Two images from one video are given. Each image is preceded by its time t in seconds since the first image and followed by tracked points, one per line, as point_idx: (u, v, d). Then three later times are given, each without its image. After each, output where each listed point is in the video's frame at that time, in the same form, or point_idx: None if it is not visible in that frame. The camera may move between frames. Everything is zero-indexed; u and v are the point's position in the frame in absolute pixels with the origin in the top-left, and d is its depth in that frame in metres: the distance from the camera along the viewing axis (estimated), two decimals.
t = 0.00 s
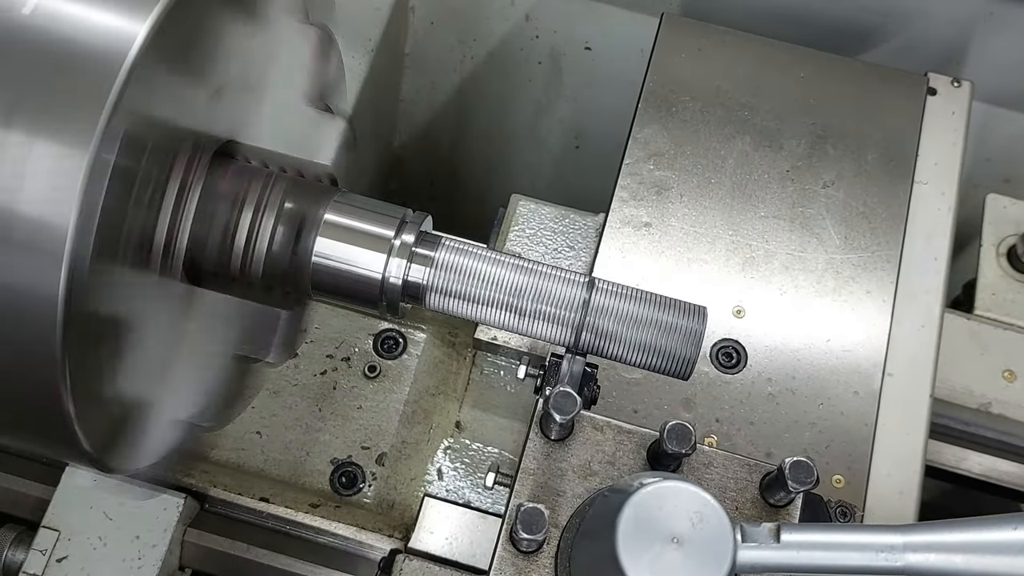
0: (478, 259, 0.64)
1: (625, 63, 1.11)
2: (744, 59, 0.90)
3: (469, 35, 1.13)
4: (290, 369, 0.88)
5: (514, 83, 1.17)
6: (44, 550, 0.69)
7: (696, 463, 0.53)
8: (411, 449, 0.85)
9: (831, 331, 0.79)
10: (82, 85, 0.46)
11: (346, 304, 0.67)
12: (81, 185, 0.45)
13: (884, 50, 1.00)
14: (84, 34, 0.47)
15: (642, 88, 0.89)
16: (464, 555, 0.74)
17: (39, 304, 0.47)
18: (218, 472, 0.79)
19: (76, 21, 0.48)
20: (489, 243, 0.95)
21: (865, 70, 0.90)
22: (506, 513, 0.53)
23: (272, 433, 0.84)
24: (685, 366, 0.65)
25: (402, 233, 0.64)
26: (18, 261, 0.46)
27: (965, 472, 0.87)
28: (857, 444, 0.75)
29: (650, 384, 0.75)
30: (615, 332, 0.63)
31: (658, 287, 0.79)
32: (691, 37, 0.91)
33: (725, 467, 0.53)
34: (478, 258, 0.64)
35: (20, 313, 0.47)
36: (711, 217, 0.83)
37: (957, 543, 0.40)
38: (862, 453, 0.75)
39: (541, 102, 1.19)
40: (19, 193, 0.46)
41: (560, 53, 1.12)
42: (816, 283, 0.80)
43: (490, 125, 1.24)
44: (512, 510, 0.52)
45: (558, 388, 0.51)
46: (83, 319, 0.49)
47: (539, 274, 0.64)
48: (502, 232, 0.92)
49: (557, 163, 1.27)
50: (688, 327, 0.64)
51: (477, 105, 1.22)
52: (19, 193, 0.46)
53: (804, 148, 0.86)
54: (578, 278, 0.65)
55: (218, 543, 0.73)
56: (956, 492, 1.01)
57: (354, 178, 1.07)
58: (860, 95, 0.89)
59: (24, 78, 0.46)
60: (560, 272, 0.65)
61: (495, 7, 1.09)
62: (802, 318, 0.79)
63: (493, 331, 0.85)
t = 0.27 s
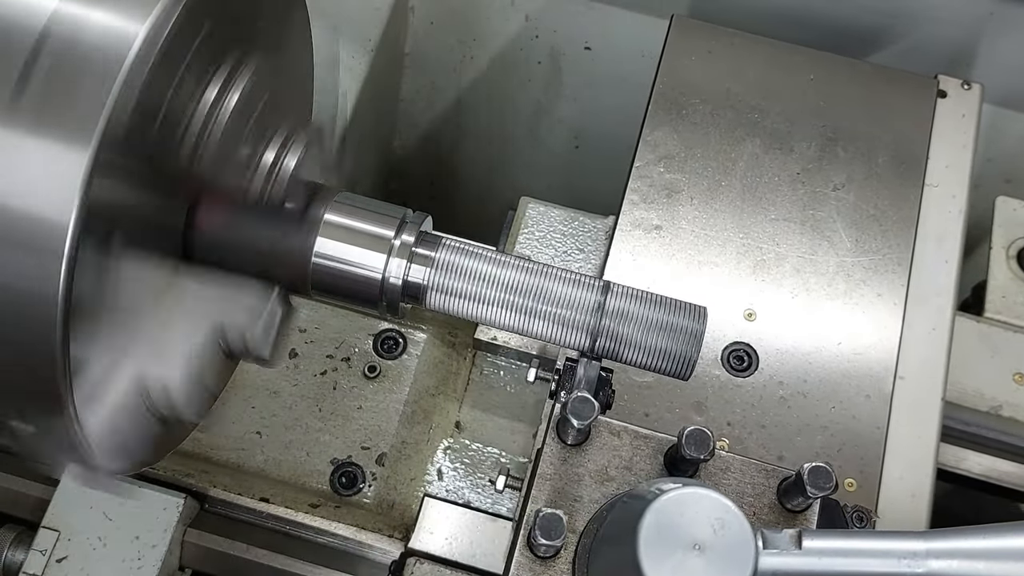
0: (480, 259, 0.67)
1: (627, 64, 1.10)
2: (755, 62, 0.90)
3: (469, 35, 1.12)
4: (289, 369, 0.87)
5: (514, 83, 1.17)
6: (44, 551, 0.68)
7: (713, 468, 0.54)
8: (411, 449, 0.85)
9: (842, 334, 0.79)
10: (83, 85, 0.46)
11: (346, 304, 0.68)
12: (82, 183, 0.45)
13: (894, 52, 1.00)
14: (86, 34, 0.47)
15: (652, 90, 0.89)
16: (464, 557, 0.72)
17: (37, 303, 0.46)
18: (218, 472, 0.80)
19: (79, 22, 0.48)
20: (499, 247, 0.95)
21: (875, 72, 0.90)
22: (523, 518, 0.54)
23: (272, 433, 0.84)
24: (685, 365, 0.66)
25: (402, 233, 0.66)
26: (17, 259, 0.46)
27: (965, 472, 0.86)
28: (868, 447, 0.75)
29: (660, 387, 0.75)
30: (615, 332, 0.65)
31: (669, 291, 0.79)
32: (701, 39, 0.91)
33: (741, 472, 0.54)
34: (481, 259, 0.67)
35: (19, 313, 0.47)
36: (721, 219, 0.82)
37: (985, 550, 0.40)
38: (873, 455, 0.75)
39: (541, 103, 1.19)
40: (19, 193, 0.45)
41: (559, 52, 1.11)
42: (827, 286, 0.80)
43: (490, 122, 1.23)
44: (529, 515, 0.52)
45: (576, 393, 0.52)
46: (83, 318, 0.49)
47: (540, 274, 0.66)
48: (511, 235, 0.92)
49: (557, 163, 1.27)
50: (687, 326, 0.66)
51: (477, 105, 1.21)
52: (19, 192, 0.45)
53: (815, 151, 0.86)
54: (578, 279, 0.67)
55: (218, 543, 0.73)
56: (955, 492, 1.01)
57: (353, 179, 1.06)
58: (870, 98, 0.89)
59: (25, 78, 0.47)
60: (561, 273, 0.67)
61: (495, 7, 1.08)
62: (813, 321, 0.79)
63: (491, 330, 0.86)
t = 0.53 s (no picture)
0: (479, 259, 0.65)
1: (625, 63, 1.10)
2: (766, 64, 0.90)
3: (468, 34, 1.12)
4: (289, 370, 0.87)
5: (513, 82, 1.17)
6: (43, 551, 0.70)
7: (731, 472, 0.54)
8: (411, 449, 0.85)
9: (853, 337, 0.79)
10: (83, 88, 0.46)
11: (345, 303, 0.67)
12: (81, 185, 0.45)
13: (905, 54, 1.00)
14: (87, 36, 0.47)
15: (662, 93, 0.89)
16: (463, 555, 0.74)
17: (37, 304, 0.47)
18: (220, 473, 0.79)
19: (79, 25, 0.48)
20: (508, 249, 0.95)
21: (885, 76, 0.90)
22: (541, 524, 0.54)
23: (271, 433, 0.83)
24: (684, 365, 0.66)
25: (402, 232, 0.65)
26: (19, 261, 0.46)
27: (965, 472, 0.83)
28: (880, 449, 0.75)
29: (672, 390, 0.75)
30: (615, 333, 0.64)
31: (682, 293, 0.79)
32: (711, 42, 0.91)
33: (759, 478, 0.54)
34: (480, 259, 0.65)
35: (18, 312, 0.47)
36: (732, 222, 0.82)
37: (1005, 556, 0.41)
38: (885, 458, 0.75)
39: (540, 103, 1.19)
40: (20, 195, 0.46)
41: (556, 50, 1.11)
42: (838, 289, 0.80)
43: (490, 123, 1.24)
44: (547, 523, 0.52)
45: (594, 398, 0.52)
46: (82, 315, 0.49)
47: (539, 274, 0.65)
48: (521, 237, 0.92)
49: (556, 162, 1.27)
50: (686, 326, 0.65)
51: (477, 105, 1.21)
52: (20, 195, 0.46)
53: (826, 154, 0.86)
54: (577, 279, 0.66)
55: (217, 543, 0.74)
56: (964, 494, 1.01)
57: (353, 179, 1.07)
58: (881, 101, 0.89)
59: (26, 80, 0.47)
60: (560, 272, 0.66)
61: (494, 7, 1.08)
62: (825, 323, 0.79)
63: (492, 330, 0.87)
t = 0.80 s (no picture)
0: (478, 259, 0.65)
1: (625, 62, 1.09)
2: (777, 67, 0.90)
3: (470, 33, 1.11)
4: (289, 370, 0.87)
5: (515, 83, 1.16)
6: (43, 551, 0.69)
7: (747, 478, 0.54)
8: (411, 448, 0.85)
9: (864, 340, 0.79)
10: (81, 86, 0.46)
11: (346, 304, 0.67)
12: (81, 185, 0.45)
13: (915, 55, 0.99)
14: (85, 36, 0.47)
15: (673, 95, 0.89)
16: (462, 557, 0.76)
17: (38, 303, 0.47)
18: (220, 473, 0.79)
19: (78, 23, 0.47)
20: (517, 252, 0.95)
21: (895, 78, 0.90)
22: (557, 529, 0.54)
23: (271, 433, 0.83)
24: (685, 365, 0.65)
25: (402, 232, 0.64)
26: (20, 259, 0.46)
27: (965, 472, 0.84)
28: (892, 453, 0.75)
29: (685, 394, 0.75)
30: (614, 331, 0.64)
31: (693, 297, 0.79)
32: (721, 44, 0.91)
33: (776, 483, 0.54)
34: (478, 258, 0.65)
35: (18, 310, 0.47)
36: (743, 225, 0.82)
37: None
38: (897, 461, 0.75)
39: (540, 103, 1.18)
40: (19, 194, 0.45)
41: (556, 50, 1.11)
42: (849, 291, 0.80)
43: (491, 125, 1.23)
44: (565, 529, 0.52)
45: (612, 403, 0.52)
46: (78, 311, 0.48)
47: (537, 273, 0.65)
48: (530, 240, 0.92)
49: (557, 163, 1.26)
50: (688, 325, 0.64)
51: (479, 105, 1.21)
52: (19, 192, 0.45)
53: (837, 157, 0.85)
54: (576, 277, 0.65)
55: (217, 543, 0.74)
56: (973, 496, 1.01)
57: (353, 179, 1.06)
58: (891, 103, 0.88)
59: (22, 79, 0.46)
60: (559, 272, 0.65)
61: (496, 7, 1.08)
62: (836, 326, 0.79)
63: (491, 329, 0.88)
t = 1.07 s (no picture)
0: (477, 258, 0.64)
1: (625, 62, 1.09)
2: (787, 69, 0.90)
3: (470, 33, 1.11)
4: (290, 370, 0.86)
5: (516, 83, 1.16)
6: (43, 551, 0.69)
7: (765, 483, 0.54)
8: (411, 449, 0.85)
9: (876, 342, 0.78)
10: (79, 85, 0.43)
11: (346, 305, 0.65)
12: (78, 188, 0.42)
13: (925, 57, 0.99)
14: (84, 33, 0.44)
15: (683, 97, 0.89)
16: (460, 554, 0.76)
17: (38, 300, 0.43)
18: (220, 473, 0.79)
19: (76, 20, 0.45)
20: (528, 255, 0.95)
21: (905, 81, 0.90)
22: (572, 534, 0.54)
23: (271, 433, 0.83)
24: (685, 365, 0.64)
25: (402, 233, 0.63)
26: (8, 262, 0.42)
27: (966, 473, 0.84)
28: (905, 456, 0.75)
29: (698, 397, 0.75)
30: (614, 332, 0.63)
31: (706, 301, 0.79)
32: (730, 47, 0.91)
33: (793, 487, 0.54)
34: (477, 258, 0.64)
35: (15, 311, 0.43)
36: (754, 228, 0.82)
37: None
38: (909, 464, 0.75)
39: (541, 103, 1.18)
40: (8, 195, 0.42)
41: (557, 50, 1.11)
42: (860, 294, 0.80)
43: (492, 125, 1.23)
44: (583, 533, 0.53)
45: (631, 408, 0.52)
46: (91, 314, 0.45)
47: (537, 273, 0.64)
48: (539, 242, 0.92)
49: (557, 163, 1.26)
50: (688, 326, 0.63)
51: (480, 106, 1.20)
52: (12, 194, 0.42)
53: (847, 160, 0.85)
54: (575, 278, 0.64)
55: (217, 543, 0.74)
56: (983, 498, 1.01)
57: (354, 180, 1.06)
58: (902, 106, 0.88)
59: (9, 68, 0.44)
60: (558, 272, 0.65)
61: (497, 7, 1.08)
62: (847, 329, 0.79)
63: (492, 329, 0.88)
